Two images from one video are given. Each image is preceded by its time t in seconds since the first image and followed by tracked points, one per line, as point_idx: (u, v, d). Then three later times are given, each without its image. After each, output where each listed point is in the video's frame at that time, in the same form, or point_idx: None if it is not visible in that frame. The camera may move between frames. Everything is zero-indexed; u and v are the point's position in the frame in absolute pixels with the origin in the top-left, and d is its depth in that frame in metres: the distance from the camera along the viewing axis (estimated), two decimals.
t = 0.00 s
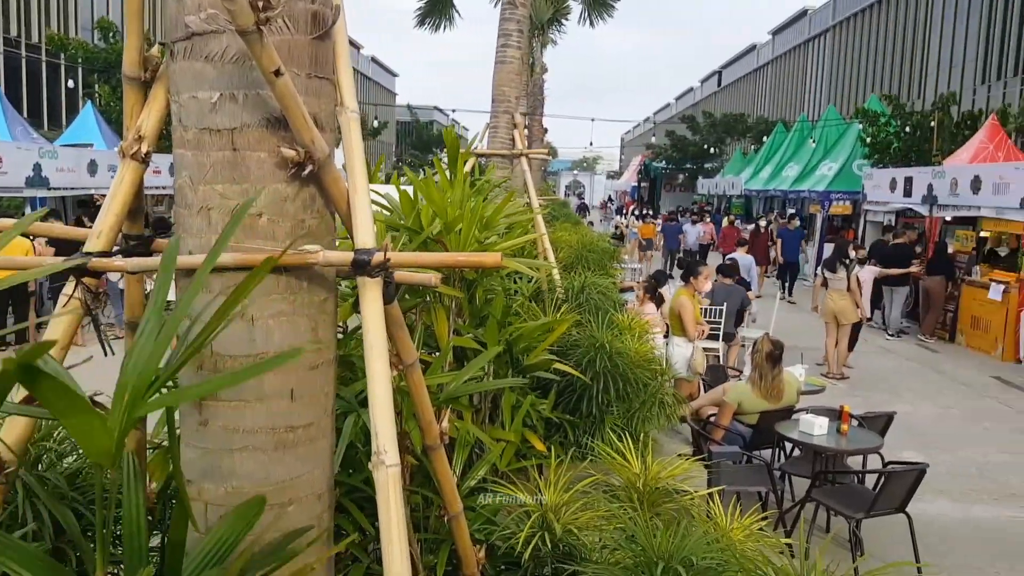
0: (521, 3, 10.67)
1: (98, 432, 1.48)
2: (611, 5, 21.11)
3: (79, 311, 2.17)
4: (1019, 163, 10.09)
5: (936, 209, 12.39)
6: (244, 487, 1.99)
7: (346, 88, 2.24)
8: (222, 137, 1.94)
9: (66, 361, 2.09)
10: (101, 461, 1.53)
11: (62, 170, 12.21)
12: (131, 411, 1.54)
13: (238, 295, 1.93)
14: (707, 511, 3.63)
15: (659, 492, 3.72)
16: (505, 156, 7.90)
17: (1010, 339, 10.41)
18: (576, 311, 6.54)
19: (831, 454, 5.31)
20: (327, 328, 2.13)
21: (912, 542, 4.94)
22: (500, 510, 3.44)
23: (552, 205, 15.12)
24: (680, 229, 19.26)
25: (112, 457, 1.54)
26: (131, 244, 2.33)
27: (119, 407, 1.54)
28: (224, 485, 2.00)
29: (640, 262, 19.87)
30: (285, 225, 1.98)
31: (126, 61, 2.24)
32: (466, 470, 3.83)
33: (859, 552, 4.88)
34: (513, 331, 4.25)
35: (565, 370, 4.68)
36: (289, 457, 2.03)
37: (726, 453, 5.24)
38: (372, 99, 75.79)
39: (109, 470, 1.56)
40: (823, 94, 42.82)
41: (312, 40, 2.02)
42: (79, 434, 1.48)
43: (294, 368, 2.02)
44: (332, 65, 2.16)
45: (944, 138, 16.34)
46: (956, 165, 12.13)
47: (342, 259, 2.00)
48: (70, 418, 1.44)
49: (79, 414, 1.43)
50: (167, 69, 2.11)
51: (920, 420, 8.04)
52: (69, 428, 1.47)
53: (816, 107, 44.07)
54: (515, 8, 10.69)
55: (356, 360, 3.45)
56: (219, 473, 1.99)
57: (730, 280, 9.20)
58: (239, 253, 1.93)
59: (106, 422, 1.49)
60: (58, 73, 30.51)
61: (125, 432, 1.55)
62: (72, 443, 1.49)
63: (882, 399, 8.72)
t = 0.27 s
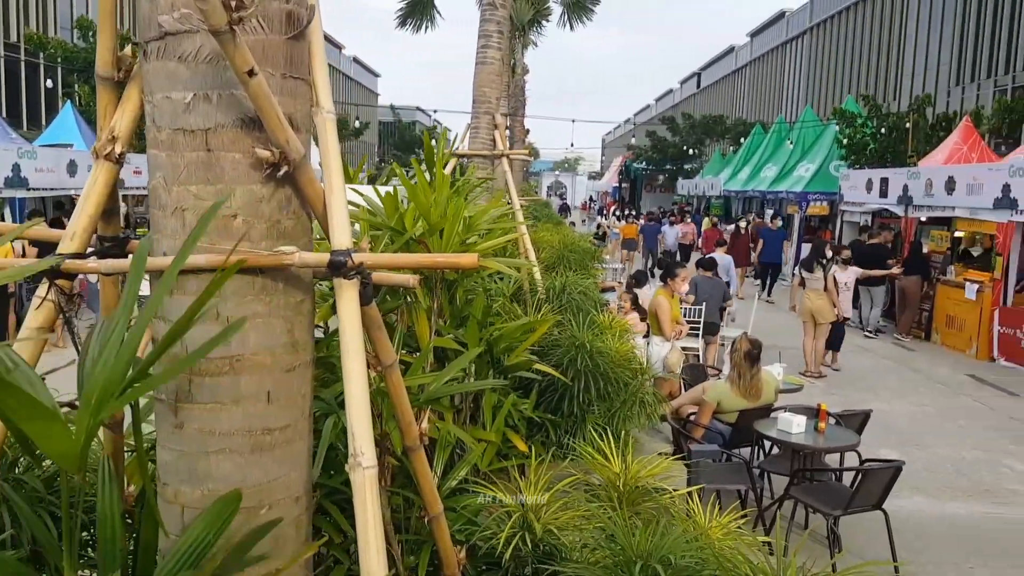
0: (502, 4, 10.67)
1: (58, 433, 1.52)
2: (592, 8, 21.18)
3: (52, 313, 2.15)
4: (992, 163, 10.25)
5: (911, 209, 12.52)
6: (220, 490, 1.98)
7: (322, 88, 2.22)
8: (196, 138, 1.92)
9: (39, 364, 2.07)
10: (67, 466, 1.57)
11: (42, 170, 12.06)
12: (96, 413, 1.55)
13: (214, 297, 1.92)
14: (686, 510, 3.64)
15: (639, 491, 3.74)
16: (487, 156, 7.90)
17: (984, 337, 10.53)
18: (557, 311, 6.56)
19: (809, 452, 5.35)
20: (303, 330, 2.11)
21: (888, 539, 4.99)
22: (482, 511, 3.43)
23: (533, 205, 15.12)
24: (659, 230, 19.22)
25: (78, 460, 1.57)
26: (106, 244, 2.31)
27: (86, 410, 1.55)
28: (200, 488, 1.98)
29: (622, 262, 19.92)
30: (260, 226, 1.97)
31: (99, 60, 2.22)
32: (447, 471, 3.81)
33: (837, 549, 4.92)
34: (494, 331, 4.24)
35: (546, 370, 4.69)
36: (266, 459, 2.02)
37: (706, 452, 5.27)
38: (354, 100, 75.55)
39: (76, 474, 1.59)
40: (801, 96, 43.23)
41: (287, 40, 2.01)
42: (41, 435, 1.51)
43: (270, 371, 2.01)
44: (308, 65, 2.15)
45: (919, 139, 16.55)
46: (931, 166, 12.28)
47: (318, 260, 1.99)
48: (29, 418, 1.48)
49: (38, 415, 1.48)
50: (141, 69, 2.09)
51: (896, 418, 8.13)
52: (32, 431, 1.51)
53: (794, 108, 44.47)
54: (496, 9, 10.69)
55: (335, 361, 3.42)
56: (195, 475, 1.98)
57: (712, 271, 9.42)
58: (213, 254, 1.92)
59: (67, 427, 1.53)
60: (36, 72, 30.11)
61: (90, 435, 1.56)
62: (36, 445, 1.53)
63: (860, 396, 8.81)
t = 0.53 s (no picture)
0: (482, 5, 10.69)
1: (27, 434, 1.51)
2: (573, 10, 21.25)
3: (23, 318, 2.13)
4: (966, 164, 10.43)
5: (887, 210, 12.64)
6: (196, 491, 1.97)
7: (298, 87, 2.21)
8: (170, 137, 1.91)
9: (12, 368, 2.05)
10: (36, 468, 1.56)
11: (21, 170, 11.91)
12: (67, 415, 1.54)
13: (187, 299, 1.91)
14: (665, 508, 3.67)
15: (618, 490, 3.75)
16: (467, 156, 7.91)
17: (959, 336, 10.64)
18: (538, 312, 6.57)
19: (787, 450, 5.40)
20: (279, 332, 2.10)
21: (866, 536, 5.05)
22: (462, 511, 3.42)
23: (515, 206, 15.14)
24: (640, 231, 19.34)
25: (46, 463, 1.57)
26: (79, 246, 2.29)
27: (57, 409, 1.54)
28: (176, 491, 1.97)
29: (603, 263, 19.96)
30: (235, 227, 1.96)
31: (72, 60, 2.20)
32: (427, 471, 3.80)
33: (815, 546, 4.97)
34: (474, 332, 4.23)
35: (526, 370, 4.69)
36: (243, 461, 2.01)
37: (686, 451, 5.30)
38: (335, 101, 75.27)
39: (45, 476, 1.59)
40: (779, 98, 43.67)
41: (262, 40, 2.01)
42: (8, 439, 1.50)
43: (245, 373, 2.00)
44: (282, 65, 2.15)
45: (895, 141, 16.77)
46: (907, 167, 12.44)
47: (293, 261, 1.98)
48: None
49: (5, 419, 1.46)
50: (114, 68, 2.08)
51: (874, 415, 8.22)
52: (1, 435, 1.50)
53: (772, 110, 44.89)
54: (476, 10, 10.70)
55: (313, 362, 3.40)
56: (169, 477, 1.97)
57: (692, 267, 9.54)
58: (187, 255, 1.91)
59: (37, 431, 1.52)
60: (14, 73, 29.76)
61: (61, 437, 1.56)
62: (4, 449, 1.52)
63: (837, 395, 8.89)
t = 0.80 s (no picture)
0: (462, 6, 10.69)
1: None
2: (553, 12, 21.28)
3: None
4: (940, 165, 10.59)
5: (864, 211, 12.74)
6: (171, 494, 1.95)
7: (273, 86, 2.19)
8: (144, 137, 1.90)
9: None
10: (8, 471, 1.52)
11: None
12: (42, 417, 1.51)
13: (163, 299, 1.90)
14: (644, 507, 3.68)
15: (598, 489, 3.77)
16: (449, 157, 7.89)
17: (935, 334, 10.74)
18: (519, 312, 6.57)
19: (766, 448, 5.45)
20: (255, 332, 2.10)
21: (845, 534, 5.10)
22: (441, 511, 3.42)
23: (496, 206, 15.13)
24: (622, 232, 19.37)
25: (19, 468, 1.53)
26: (54, 246, 2.28)
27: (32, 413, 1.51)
28: (150, 493, 1.96)
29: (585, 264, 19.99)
30: (211, 227, 1.95)
31: (45, 59, 2.18)
32: (407, 472, 3.79)
33: (793, 544, 5.02)
34: (454, 332, 4.22)
35: (506, 370, 4.69)
36: (219, 463, 2.00)
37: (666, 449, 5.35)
38: (316, 102, 74.93)
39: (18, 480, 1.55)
40: (758, 100, 44.06)
41: (237, 39, 2.00)
42: None
43: (221, 374, 1.99)
44: (258, 65, 2.14)
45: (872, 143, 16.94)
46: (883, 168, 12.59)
47: (268, 261, 1.97)
48: None
49: None
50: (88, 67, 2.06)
51: (852, 413, 8.29)
52: None
53: (752, 112, 45.21)
54: (456, 10, 10.70)
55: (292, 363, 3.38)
56: (144, 480, 1.96)
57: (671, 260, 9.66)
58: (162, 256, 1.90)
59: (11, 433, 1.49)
60: None
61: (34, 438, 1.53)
62: None
63: (815, 393, 8.97)
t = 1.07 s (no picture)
0: (444, 6, 10.67)
1: None
2: (537, 14, 21.29)
3: None
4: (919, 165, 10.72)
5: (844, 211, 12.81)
6: (147, 497, 1.94)
7: (252, 86, 2.17)
8: (119, 137, 1.89)
9: None
10: None
11: None
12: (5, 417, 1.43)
13: (138, 301, 1.89)
14: (626, 507, 3.69)
15: (580, 488, 3.78)
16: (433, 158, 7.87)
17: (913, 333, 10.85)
18: (502, 313, 6.56)
19: (747, 446, 5.49)
20: (233, 333, 2.08)
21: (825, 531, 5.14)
22: (423, 512, 3.42)
23: (479, 207, 15.11)
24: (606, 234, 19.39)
25: None
26: (29, 248, 2.25)
27: None
28: (126, 497, 1.94)
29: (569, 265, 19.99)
30: (187, 228, 1.94)
31: (19, 58, 2.16)
32: (389, 473, 3.78)
33: (775, 541, 5.05)
34: (436, 332, 4.21)
35: (488, 370, 4.69)
36: (196, 466, 1.98)
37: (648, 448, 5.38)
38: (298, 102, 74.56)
39: None
40: (739, 102, 44.40)
41: (214, 39, 1.99)
42: None
43: (198, 377, 1.98)
44: (236, 65, 2.12)
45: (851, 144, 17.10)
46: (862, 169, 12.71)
47: (245, 262, 1.96)
48: None
49: None
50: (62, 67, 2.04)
51: (832, 411, 8.35)
52: None
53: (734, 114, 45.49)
54: (439, 11, 10.68)
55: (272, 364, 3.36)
56: (119, 483, 1.94)
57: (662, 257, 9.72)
58: (137, 257, 1.88)
59: None
60: None
61: None
62: None
63: (796, 391, 9.03)
